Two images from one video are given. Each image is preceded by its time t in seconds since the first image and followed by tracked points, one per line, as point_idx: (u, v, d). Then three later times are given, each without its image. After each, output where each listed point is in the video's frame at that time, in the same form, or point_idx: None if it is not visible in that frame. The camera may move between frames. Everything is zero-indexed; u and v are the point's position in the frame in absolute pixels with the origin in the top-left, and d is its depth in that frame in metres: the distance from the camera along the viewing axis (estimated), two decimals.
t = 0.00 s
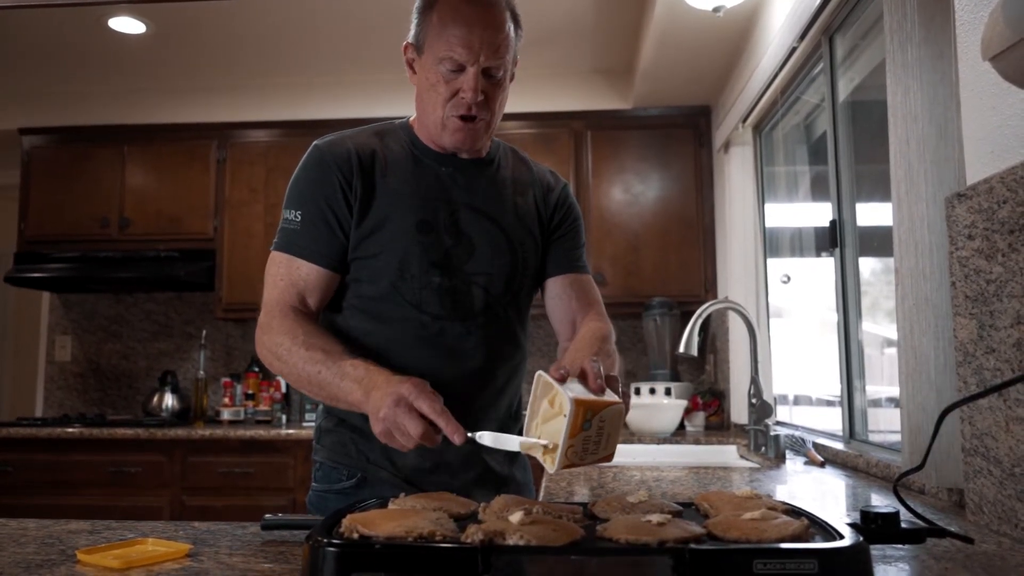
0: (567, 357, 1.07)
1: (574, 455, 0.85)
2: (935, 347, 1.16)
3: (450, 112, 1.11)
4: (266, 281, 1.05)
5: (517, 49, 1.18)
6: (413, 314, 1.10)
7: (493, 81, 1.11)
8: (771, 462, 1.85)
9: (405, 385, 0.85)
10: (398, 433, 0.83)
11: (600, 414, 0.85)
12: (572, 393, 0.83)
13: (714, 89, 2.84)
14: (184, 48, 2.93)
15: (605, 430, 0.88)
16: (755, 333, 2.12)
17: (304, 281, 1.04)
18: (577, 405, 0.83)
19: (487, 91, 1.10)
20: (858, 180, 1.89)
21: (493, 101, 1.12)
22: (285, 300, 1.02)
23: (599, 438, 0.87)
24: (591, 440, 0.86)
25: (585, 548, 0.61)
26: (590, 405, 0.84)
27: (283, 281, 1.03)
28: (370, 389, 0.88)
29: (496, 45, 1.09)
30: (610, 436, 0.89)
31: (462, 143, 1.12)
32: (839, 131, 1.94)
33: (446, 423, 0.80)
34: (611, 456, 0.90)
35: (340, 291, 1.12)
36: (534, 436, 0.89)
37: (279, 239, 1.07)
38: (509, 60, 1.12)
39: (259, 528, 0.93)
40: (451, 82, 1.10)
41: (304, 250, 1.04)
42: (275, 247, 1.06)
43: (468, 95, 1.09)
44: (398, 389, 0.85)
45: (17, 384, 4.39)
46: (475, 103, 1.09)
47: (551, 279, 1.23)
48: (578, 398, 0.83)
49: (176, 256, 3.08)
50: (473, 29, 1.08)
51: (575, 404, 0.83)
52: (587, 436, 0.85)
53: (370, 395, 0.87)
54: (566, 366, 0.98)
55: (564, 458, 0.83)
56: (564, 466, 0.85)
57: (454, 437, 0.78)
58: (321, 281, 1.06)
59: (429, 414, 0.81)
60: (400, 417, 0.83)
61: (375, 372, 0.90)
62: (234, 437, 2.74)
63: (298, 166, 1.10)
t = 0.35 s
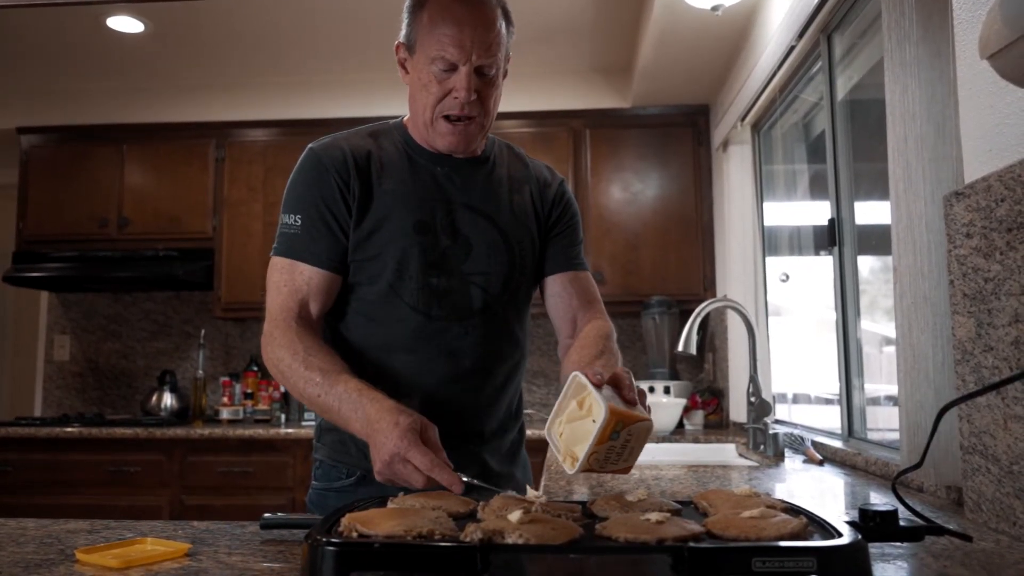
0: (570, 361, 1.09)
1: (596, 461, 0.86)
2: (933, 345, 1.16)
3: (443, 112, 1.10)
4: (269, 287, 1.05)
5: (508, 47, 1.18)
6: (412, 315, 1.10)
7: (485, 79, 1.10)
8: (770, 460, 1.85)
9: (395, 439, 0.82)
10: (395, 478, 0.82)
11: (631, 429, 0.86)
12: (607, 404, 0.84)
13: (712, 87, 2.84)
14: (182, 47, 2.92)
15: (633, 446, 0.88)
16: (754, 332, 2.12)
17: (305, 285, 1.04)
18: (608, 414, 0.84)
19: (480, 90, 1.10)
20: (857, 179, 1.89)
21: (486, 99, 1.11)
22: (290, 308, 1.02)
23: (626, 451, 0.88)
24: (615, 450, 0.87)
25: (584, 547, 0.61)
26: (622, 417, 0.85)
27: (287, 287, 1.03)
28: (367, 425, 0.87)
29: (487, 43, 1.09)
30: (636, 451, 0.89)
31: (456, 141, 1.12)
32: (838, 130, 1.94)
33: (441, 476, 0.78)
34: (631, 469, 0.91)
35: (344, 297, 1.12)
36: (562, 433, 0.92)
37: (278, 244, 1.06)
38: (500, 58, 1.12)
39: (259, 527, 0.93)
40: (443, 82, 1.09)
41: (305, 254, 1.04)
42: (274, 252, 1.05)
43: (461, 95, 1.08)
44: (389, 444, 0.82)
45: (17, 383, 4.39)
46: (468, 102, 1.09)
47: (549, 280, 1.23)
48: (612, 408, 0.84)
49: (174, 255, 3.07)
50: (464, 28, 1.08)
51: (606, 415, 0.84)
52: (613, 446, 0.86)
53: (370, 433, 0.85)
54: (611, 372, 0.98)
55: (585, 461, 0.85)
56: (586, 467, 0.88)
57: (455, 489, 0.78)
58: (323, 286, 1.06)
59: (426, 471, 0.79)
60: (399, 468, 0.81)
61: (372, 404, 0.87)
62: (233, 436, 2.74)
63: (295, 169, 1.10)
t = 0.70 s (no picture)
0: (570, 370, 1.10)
1: (596, 435, 0.87)
2: (933, 345, 1.16)
3: (450, 110, 1.10)
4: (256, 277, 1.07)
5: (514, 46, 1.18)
6: (410, 313, 1.10)
7: (492, 79, 1.11)
8: (768, 460, 1.85)
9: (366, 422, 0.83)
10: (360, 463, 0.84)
11: (638, 413, 0.86)
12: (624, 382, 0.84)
13: (711, 87, 2.84)
14: (182, 46, 2.92)
15: (635, 432, 0.88)
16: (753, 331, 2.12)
17: (290, 280, 1.05)
18: (620, 390, 0.85)
19: (487, 89, 1.10)
20: (856, 178, 1.89)
21: (493, 98, 1.11)
22: (273, 299, 1.03)
23: (628, 435, 0.88)
24: (617, 431, 0.87)
25: (584, 546, 0.61)
26: (633, 399, 0.85)
27: (271, 280, 1.04)
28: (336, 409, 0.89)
29: (495, 42, 1.09)
30: (637, 440, 0.89)
31: (462, 140, 1.11)
32: (837, 129, 1.94)
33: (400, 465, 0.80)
34: (627, 460, 0.91)
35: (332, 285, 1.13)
36: (572, 406, 0.93)
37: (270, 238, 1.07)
38: (507, 58, 1.12)
39: (257, 526, 0.93)
40: (450, 80, 1.09)
41: (296, 250, 1.05)
42: (266, 246, 1.07)
43: (468, 93, 1.08)
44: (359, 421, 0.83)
45: (15, 381, 4.38)
46: (475, 101, 1.09)
47: (553, 281, 1.23)
48: (625, 386, 0.85)
49: (173, 254, 3.07)
50: (472, 27, 1.08)
51: (619, 390, 0.85)
52: (616, 425, 0.87)
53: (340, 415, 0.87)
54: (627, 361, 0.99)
55: (586, 431, 0.86)
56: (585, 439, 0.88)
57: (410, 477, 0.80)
58: (310, 282, 1.07)
59: (383, 460, 0.81)
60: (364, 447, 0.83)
61: (349, 388, 0.89)
62: (232, 435, 2.74)
63: (293, 166, 1.10)
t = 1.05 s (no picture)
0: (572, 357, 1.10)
1: (541, 394, 0.88)
2: (932, 346, 1.17)
3: (449, 111, 1.10)
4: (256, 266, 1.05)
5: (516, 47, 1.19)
6: (409, 308, 1.10)
7: (491, 80, 1.11)
8: (768, 460, 1.85)
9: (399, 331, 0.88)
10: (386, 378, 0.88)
11: (583, 376, 0.89)
12: (569, 338, 0.88)
13: (712, 87, 2.84)
14: (182, 44, 2.92)
15: (582, 398, 0.90)
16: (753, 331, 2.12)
17: (293, 271, 1.04)
18: (565, 348, 0.88)
19: (486, 90, 1.10)
20: (857, 178, 1.89)
21: (492, 99, 1.11)
22: (275, 283, 1.02)
23: (573, 400, 0.89)
24: (563, 395, 0.89)
25: (584, 545, 0.61)
26: (578, 360, 0.88)
27: (272, 267, 1.03)
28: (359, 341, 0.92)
29: (495, 43, 1.09)
30: (582, 407, 0.90)
31: (460, 140, 1.12)
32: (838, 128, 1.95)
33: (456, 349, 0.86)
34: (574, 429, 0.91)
35: (334, 281, 1.13)
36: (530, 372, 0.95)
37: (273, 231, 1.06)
38: (508, 59, 1.12)
39: (258, 524, 0.93)
40: (450, 80, 1.09)
41: (298, 241, 1.04)
42: (269, 237, 1.05)
43: (467, 93, 1.08)
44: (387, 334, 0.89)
45: (14, 379, 4.38)
46: (474, 101, 1.09)
47: (556, 283, 1.24)
48: (570, 347, 0.88)
49: (174, 252, 3.07)
50: (473, 27, 1.08)
51: (564, 348, 0.88)
52: (562, 387, 0.88)
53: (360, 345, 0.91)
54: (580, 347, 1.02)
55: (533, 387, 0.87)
56: (530, 401, 0.89)
57: (464, 362, 0.85)
58: (312, 273, 1.06)
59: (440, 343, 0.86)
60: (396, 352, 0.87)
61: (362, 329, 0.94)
62: (232, 433, 2.74)
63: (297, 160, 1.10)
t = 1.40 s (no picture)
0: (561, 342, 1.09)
1: (545, 372, 0.89)
2: (933, 346, 1.17)
3: (463, 113, 1.10)
4: (252, 255, 1.04)
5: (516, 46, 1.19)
6: (411, 304, 1.10)
7: (502, 80, 1.11)
8: (768, 460, 1.85)
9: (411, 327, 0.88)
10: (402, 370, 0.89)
11: (585, 349, 0.89)
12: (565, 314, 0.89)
13: (712, 87, 2.84)
14: (183, 43, 2.92)
15: (586, 371, 0.90)
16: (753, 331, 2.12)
17: (292, 260, 1.03)
18: (563, 323, 0.89)
19: (498, 90, 1.10)
20: (857, 178, 1.89)
21: (503, 99, 1.12)
22: (273, 272, 1.01)
23: (577, 374, 0.90)
24: (566, 370, 0.89)
25: (584, 544, 0.61)
26: (576, 333, 0.89)
27: (270, 255, 1.02)
28: (367, 329, 0.91)
29: (504, 43, 1.10)
30: (588, 380, 0.90)
31: (474, 142, 1.12)
32: (838, 128, 1.95)
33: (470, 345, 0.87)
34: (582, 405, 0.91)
35: (336, 274, 1.12)
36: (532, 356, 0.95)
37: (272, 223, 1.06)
38: (514, 59, 1.13)
39: (258, 523, 0.93)
40: (462, 83, 1.09)
41: (300, 233, 1.04)
42: (267, 228, 1.05)
43: (482, 95, 1.08)
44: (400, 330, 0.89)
45: (15, 377, 4.39)
46: (489, 102, 1.09)
47: (557, 283, 1.24)
48: (568, 322, 0.89)
49: (174, 251, 3.07)
50: (482, 29, 1.08)
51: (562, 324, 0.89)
52: (565, 362, 0.89)
53: (368, 334, 0.90)
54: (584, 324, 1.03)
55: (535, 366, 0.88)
56: (536, 381, 0.90)
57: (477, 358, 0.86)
58: (309, 262, 1.05)
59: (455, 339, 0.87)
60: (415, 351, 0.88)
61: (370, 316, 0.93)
62: (232, 433, 2.74)
63: (300, 155, 1.10)
